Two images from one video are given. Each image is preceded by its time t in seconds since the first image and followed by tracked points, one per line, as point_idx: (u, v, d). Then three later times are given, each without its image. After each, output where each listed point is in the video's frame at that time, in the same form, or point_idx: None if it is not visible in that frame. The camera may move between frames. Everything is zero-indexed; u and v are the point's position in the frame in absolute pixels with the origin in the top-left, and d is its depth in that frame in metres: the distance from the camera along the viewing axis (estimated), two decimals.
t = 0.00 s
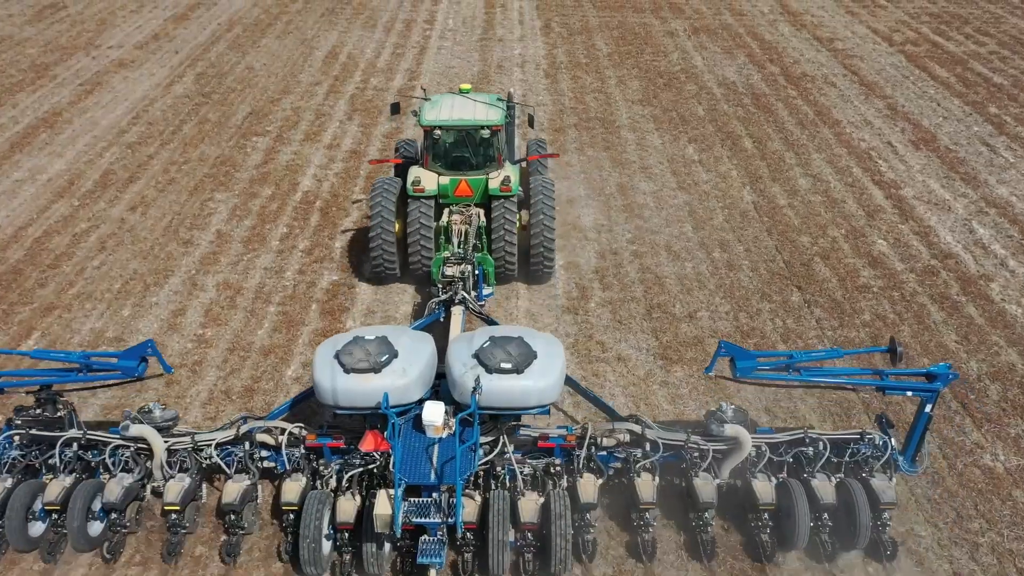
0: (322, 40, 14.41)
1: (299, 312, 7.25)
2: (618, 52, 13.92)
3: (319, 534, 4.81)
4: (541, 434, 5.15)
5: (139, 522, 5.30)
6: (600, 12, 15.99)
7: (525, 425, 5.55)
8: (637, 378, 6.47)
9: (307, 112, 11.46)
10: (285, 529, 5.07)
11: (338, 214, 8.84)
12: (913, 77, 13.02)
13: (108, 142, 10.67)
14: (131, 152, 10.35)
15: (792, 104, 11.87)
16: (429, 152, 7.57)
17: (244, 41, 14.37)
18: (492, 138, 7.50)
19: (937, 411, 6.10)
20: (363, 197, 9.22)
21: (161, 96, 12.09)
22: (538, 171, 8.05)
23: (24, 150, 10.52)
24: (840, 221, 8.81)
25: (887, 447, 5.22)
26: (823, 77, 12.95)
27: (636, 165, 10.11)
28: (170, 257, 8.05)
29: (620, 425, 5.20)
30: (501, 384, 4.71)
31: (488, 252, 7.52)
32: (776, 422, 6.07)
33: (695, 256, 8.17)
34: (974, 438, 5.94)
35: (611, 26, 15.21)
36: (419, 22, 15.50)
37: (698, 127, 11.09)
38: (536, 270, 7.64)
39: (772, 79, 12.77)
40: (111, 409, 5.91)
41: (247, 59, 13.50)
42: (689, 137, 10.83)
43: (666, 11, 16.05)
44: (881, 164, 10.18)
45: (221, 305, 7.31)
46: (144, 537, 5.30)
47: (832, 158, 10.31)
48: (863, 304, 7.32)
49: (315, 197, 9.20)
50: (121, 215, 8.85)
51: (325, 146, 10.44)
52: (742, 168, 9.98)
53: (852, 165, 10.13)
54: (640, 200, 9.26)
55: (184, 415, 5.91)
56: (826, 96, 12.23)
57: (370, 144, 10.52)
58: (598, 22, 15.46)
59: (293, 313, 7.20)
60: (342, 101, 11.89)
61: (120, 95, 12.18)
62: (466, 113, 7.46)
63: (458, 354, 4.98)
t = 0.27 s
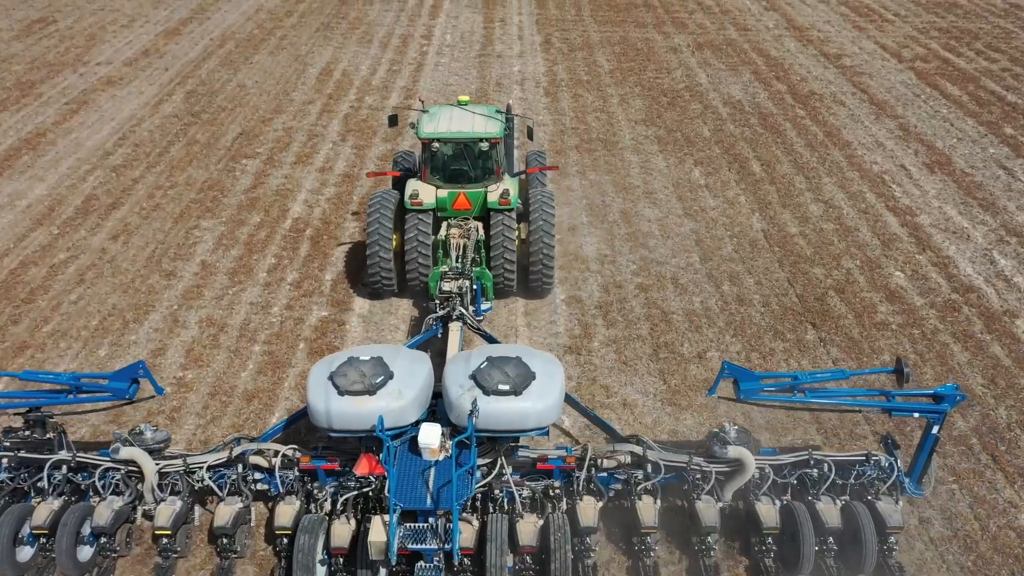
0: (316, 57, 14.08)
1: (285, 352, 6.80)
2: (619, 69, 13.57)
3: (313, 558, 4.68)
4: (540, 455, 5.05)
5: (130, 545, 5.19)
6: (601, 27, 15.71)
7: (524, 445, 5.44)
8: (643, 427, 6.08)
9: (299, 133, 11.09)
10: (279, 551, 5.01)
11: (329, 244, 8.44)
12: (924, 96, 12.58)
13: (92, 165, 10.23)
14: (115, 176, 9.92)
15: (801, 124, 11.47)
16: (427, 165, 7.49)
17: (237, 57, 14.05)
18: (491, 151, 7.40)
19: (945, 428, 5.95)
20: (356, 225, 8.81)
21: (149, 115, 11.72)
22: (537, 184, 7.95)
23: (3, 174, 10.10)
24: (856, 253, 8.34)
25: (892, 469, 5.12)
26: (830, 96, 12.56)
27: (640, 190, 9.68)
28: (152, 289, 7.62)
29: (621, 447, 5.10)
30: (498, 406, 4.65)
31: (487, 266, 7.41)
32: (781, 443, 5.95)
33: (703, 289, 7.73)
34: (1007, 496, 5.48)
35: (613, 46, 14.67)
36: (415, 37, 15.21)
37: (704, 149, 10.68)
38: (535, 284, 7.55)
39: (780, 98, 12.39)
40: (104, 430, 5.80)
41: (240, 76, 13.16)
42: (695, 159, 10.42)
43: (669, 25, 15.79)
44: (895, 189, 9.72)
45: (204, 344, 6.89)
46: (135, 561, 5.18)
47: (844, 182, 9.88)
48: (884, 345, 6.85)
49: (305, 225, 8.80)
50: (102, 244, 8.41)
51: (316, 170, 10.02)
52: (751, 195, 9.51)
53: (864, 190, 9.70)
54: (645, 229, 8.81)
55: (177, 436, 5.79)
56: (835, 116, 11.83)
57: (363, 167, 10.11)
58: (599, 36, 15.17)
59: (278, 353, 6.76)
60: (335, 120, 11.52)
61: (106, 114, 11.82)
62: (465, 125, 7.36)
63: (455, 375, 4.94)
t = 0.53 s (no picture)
0: (311, 84, 13.88)
1: (268, 406, 6.36)
2: (620, 97, 13.38)
3: None
4: (538, 486, 4.94)
5: None
6: (602, 52, 15.65)
7: (522, 475, 5.34)
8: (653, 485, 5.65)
9: (292, 165, 10.77)
10: None
11: (319, 283, 8.08)
12: (935, 125, 12.41)
13: (76, 199, 9.90)
14: (99, 211, 9.57)
15: (808, 154, 11.22)
16: (424, 187, 7.43)
17: (229, 84, 13.86)
18: (489, 173, 7.33)
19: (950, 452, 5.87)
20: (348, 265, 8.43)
21: (137, 145, 11.46)
22: (536, 207, 7.88)
23: None
24: (874, 294, 7.94)
25: (898, 500, 5.01)
26: (837, 124, 12.36)
27: (643, 225, 9.36)
28: (131, 334, 7.23)
29: (622, 477, 4.97)
30: (495, 436, 4.56)
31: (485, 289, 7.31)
32: (785, 472, 5.84)
33: (710, 333, 7.35)
34: None
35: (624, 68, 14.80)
36: (411, 62, 15.11)
37: (710, 182, 10.38)
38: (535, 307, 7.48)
39: (787, 128, 12.14)
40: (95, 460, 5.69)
41: (232, 105, 12.95)
42: (701, 193, 10.10)
43: (672, 51, 15.69)
44: (908, 225, 9.35)
45: (183, 395, 6.47)
46: None
47: (855, 217, 9.53)
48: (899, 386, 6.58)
49: (294, 262, 8.44)
50: (82, 284, 8.04)
51: (308, 203, 9.68)
52: (760, 232, 9.14)
53: (877, 226, 9.32)
54: (649, 268, 8.44)
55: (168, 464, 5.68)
56: (844, 147, 11.55)
57: (356, 200, 9.78)
58: (600, 62, 15.07)
59: (262, 406, 6.32)
60: (329, 150, 11.25)
61: (95, 145, 11.50)
62: (462, 148, 7.28)
63: (452, 404, 4.84)
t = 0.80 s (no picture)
0: (305, 110, 13.32)
1: (251, 462, 5.95)
2: (621, 126, 12.71)
3: None
4: (537, 514, 4.85)
5: None
6: (603, 77, 14.90)
7: (519, 502, 5.24)
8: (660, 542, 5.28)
9: (282, 196, 10.33)
10: None
11: (308, 324, 7.71)
12: (945, 154, 11.76)
13: (57, 233, 9.48)
14: (81, 246, 9.17)
15: (817, 186, 10.68)
16: (423, 210, 7.40)
17: (222, 111, 13.27)
18: (488, 197, 7.33)
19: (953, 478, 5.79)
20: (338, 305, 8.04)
21: (125, 176, 10.97)
22: (534, 229, 7.85)
23: None
24: (891, 337, 7.50)
25: (903, 529, 4.91)
26: (846, 153, 11.78)
27: (647, 262, 8.88)
28: (107, 381, 6.83)
29: (623, 505, 4.87)
30: (493, 465, 4.49)
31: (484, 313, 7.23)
32: (788, 500, 5.74)
33: (720, 380, 6.93)
34: None
35: (621, 96, 13.99)
36: (409, 89, 14.36)
37: (716, 215, 9.89)
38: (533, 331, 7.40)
39: (795, 158, 11.57)
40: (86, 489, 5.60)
41: (225, 132, 12.42)
42: (707, 227, 9.62)
43: (674, 77, 14.91)
44: (924, 261, 8.86)
45: (161, 450, 6.08)
46: None
47: (868, 252, 9.04)
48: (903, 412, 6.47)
49: (283, 302, 8.07)
50: (59, 326, 7.67)
51: (298, 238, 9.28)
52: (769, 268, 8.70)
53: (891, 262, 8.83)
54: (655, 308, 8.00)
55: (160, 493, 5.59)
56: (853, 177, 10.98)
57: (348, 236, 9.33)
58: (601, 88, 14.39)
59: (244, 462, 5.93)
60: (322, 181, 10.79)
61: (79, 175, 11.06)
62: (461, 171, 7.29)
63: (450, 431, 4.77)
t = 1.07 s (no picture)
0: (300, 137, 12.98)
1: (246, 492, 5.86)
2: (622, 155, 12.28)
3: None
4: (536, 539, 4.78)
5: None
6: (603, 103, 14.46)
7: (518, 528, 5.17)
8: None
9: (274, 228, 10.00)
10: None
11: (297, 367, 7.36)
12: (957, 184, 11.39)
13: (39, 267, 9.12)
14: (64, 281, 8.82)
15: (826, 218, 10.31)
16: (421, 231, 7.37)
17: (215, 137, 12.95)
18: (486, 217, 7.31)
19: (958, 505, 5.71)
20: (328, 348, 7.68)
21: (113, 205, 10.62)
22: (533, 250, 7.81)
23: None
24: (907, 381, 7.17)
25: (907, 554, 4.82)
26: (855, 183, 11.42)
27: (652, 299, 8.54)
28: (84, 431, 6.48)
29: (623, 531, 4.80)
30: (491, 491, 4.43)
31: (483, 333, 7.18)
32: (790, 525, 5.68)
33: (731, 431, 6.57)
34: None
35: (616, 126, 13.40)
36: (407, 115, 13.94)
37: (722, 248, 9.53)
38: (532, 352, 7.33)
39: (802, 188, 11.20)
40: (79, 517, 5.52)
41: (218, 160, 12.09)
42: (713, 261, 9.27)
43: (676, 102, 14.46)
44: (940, 299, 8.52)
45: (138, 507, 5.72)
46: None
47: (881, 288, 8.70)
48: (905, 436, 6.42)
49: (271, 342, 7.74)
50: (36, 368, 7.32)
51: (290, 273, 8.95)
52: (779, 305, 8.36)
53: (906, 300, 8.49)
54: (660, 349, 7.65)
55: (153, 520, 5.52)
56: (863, 209, 10.61)
57: (341, 271, 8.97)
58: (602, 114, 13.93)
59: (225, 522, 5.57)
60: (316, 212, 10.46)
61: (64, 204, 10.70)
62: (459, 192, 7.28)
63: (447, 456, 4.71)
